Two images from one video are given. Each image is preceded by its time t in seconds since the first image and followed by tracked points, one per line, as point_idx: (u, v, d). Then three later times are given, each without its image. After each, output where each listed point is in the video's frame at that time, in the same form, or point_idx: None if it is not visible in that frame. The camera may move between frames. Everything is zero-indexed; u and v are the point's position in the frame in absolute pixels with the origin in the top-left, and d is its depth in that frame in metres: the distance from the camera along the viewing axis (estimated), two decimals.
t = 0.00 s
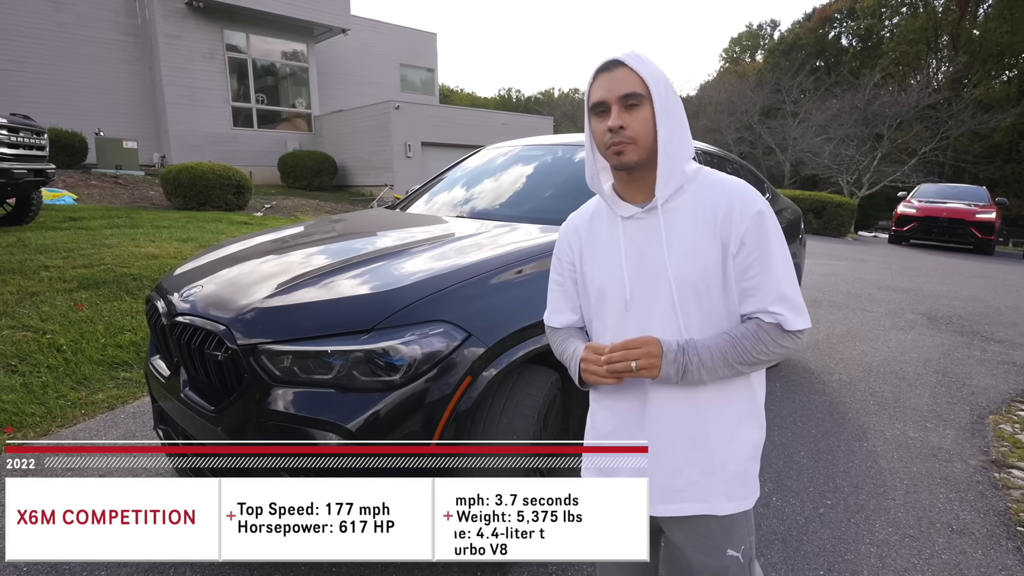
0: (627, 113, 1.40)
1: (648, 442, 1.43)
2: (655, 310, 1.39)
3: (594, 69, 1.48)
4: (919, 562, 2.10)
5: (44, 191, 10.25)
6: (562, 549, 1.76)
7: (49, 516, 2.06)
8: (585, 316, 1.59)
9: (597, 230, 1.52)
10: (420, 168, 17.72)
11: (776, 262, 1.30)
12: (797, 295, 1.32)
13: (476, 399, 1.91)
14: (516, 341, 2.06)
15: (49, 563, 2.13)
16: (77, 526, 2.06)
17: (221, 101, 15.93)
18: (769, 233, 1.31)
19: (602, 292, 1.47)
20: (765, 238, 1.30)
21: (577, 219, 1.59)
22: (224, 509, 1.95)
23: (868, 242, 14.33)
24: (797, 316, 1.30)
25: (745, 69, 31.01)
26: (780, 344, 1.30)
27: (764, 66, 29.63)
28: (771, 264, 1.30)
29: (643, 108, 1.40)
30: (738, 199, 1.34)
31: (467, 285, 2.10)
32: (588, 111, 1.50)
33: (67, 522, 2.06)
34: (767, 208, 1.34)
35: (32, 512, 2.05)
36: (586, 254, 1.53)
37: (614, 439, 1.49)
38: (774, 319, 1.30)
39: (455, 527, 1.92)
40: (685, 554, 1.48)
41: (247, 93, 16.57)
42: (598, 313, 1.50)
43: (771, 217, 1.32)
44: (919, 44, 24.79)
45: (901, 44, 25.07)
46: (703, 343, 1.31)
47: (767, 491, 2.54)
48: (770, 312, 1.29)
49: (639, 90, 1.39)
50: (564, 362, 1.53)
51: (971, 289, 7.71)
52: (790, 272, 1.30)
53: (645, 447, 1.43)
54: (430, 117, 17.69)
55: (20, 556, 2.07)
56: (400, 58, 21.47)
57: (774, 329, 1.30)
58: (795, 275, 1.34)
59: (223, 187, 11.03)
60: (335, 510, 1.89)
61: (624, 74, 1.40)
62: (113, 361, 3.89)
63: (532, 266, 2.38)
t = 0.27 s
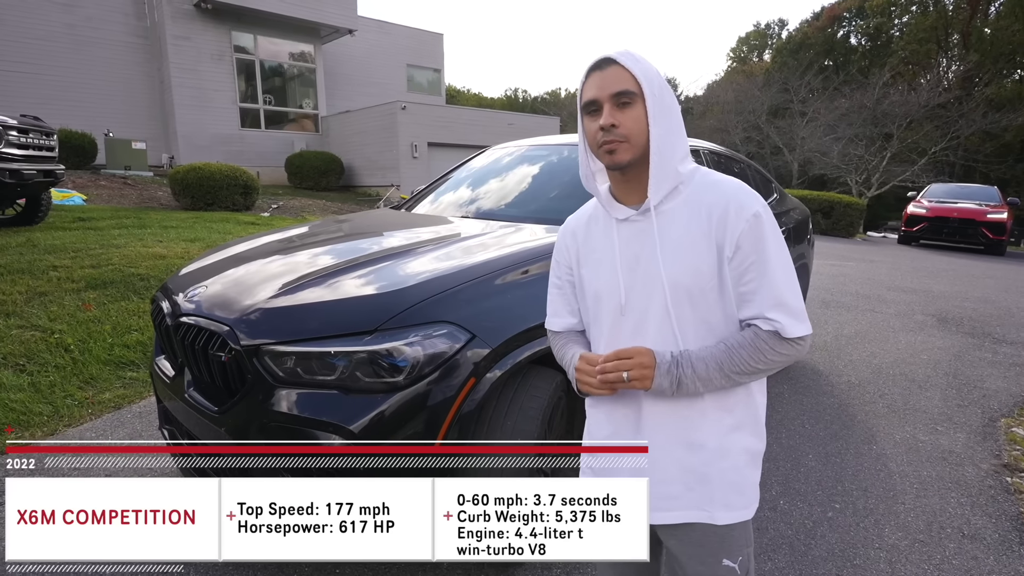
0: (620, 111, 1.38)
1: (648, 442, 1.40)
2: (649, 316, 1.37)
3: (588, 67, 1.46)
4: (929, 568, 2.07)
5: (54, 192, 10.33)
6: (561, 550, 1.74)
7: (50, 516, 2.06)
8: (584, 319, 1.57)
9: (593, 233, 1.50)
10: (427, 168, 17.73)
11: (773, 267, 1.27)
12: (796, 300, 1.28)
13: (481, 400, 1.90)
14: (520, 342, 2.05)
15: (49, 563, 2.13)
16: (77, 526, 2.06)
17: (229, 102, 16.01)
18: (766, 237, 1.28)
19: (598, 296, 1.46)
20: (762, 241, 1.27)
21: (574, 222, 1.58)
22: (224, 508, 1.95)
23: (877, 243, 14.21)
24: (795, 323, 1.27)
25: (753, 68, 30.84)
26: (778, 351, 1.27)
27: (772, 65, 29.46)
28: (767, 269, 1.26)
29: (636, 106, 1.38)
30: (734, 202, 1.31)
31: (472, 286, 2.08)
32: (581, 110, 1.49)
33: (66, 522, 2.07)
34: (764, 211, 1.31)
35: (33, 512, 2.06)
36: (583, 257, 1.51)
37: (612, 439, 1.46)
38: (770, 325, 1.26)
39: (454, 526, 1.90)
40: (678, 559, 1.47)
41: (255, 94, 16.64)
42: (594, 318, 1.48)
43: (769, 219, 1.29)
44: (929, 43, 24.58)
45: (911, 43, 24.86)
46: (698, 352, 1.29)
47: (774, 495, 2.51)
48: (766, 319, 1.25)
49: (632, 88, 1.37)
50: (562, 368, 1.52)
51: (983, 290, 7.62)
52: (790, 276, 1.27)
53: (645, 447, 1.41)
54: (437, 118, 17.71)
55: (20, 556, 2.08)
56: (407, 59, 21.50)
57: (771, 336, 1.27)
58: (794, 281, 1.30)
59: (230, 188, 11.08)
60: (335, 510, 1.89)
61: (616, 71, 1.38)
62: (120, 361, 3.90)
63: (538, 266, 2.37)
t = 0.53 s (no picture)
0: (618, 107, 1.37)
1: (648, 443, 1.41)
2: (642, 316, 1.38)
3: (588, 60, 1.45)
4: (930, 567, 2.06)
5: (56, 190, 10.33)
6: (562, 551, 1.69)
7: (49, 516, 2.06)
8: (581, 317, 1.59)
9: (591, 230, 1.52)
10: (428, 167, 17.72)
11: (771, 270, 1.24)
12: (795, 305, 1.26)
13: (480, 398, 1.90)
14: (520, 340, 2.04)
15: (48, 563, 2.13)
16: (77, 526, 2.07)
17: (230, 101, 16.00)
18: (763, 238, 1.25)
19: (593, 294, 1.48)
20: (759, 243, 1.25)
21: (573, 218, 1.60)
22: (224, 509, 1.94)
23: (879, 241, 14.17)
24: (793, 329, 1.24)
25: (755, 66, 30.77)
26: (774, 357, 1.25)
27: (774, 63, 29.38)
28: (764, 272, 1.24)
29: (635, 101, 1.37)
30: (732, 201, 1.29)
31: (471, 284, 2.08)
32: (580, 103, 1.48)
33: (66, 523, 2.07)
34: (764, 211, 1.29)
35: (32, 512, 2.06)
36: (580, 254, 1.53)
37: (610, 439, 1.49)
38: (767, 331, 1.24)
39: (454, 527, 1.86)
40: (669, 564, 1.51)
41: (256, 93, 16.64)
42: (590, 316, 1.50)
43: (767, 220, 1.27)
44: (932, 40, 24.50)
45: (914, 40, 24.76)
46: (690, 359, 1.29)
47: (774, 494, 2.50)
48: (762, 324, 1.23)
49: (631, 83, 1.36)
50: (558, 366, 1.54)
51: (985, 288, 7.58)
52: (788, 282, 1.24)
53: (646, 448, 1.41)
54: (438, 116, 17.70)
55: (21, 556, 2.08)
56: (408, 57, 21.48)
57: (766, 343, 1.24)
58: (794, 286, 1.27)
59: (231, 186, 11.07)
60: (335, 510, 1.87)
61: (615, 65, 1.37)
62: (120, 360, 3.90)
63: (538, 263, 2.36)
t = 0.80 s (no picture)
0: (632, 99, 1.34)
1: (648, 443, 1.40)
2: (650, 319, 1.35)
3: (604, 50, 1.43)
4: (928, 568, 2.06)
5: (56, 190, 10.33)
6: (561, 550, 1.72)
7: (49, 516, 2.06)
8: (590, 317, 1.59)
9: (603, 228, 1.51)
10: (428, 166, 17.71)
11: (783, 278, 1.19)
12: (810, 316, 1.20)
13: (479, 396, 1.90)
14: (518, 339, 2.04)
15: (47, 563, 2.13)
16: (77, 526, 2.07)
17: (230, 100, 16.00)
18: (776, 243, 1.21)
19: (599, 294, 1.48)
20: (771, 248, 1.21)
21: (586, 216, 1.60)
22: (224, 509, 1.94)
23: (880, 241, 14.14)
24: (807, 341, 1.19)
25: (756, 66, 30.74)
26: (785, 369, 1.20)
27: (775, 62, 29.35)
28: (776, 279, 1.19)
29: (651, 94, 1.34)
30: (746, 203, 1.25)
31: (470, 283, 2.08)
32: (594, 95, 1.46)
33: (66, 523, 2.07)
34: (781, 215, 1.24)
35: (32, 512, 2.05)
36: (590, 254, 1.53)
37: (611, 440, 1.48)
38: (777, 343, 1.19)
39: (454, 527, 1.88)
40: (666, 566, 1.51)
41: (256, 92, 16.63)
42: (596, 317, 1.50)
43: (781, 224, 1.22)
44: (934, 40, 24.46)
45: (915, 40, 24.72)
46: (695, 370, 1.26)
47: (773, 494, 2.50)
48: (771, 335, 1.19)
49: (647, 75, 1.34)
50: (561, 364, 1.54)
51: (987, 289, 7.57)
52: (802, 290, 1.19)
53: (645, 447, 1.41)
54: (439, 115, 17.69)
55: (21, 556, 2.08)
56: (409, 57, 21.48)
57: (775, 355, 1.20)
58: (810, 296, 1.22)
59: (231, 186, 11.06)
60: (335, 510, 1.87)
61: (632, 56, 1.35)
62: (119, 359, 3.90)
63: (538, 263, 2.36)
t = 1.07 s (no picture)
0: (673, 90, 1.31)
1: (647, 443, 1.39)
2: (680, 325, 1.30)
3: (643, 37, 1.39)
4: (922, 567, 2.06)
5: (51, 187, 10.28)
6: (561, 550, 1.73)
7: (50, 516, 2.06)
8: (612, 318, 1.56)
9: (632, 226, 1.46)
10: (426, 165, 17.69)
11: (831, 291, 1.15)
12: (857, 331, 1.16)
13: (474, 396, 1.89)
14: (514, 338, 2.04)
15: (46, 563, 2.12)
16: (77, 526, 2.06)
17: (227, 98, 15.95)
18: (825, 255, 1.17)
19: (624, 295, 1.44)
20: (820, 259, 1.17)
21: (614, 212, 1.55)
22: (224, 508, 1.91)
23: (877, 240, 14.16)
24: (852, 358, 1.15)
25: (754, 65, 30.76)
26: (829, 386, 1.16)
27: (773, 62, 29.37)
28: (825, 292, 1.15)
29: (693, 84, 1.30)
30: (794, 209, 1.21)
31: (467, 282, 2.07)
32: (629, 85, 1.42)
33: (66, 523, 2.07)
34: (829, 225, 1.20)
35: (33, 513, 2.06)
36: (615, 252, 1.49)
37: (615, 439, 1.47)
38: (824, 360, 1.15)
39: (453, 527, 1.87)
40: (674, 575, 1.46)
41: (253, 90, 16.57)
42: (620, 319, 1.45)
43: (831, 235, 1.18)
44: (931, 40, 24.50)
45: (913, 40, 24.74)
46: (730, 385, 1.22)
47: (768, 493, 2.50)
48: (817, 350, 1.15)
49: (690, 64, 1.30)
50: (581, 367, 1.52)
51: (983, 289, 7.58)
52: (851, 305, 1.15)
53: (645, 448, 1.39)
54: (436, 114, 17.67)
55: (20, 556, 2.08)
56: (407, 55, 21.44)
57: (819, 373, 1.16)
58: (856, 312, 1.18)
59: (228, 184, 11.03)
60: (335, 510, 1.85)
61: (675, 43, 1.31)
62: (114, 358, 3.89)
63: (536, 261, 2.36)
